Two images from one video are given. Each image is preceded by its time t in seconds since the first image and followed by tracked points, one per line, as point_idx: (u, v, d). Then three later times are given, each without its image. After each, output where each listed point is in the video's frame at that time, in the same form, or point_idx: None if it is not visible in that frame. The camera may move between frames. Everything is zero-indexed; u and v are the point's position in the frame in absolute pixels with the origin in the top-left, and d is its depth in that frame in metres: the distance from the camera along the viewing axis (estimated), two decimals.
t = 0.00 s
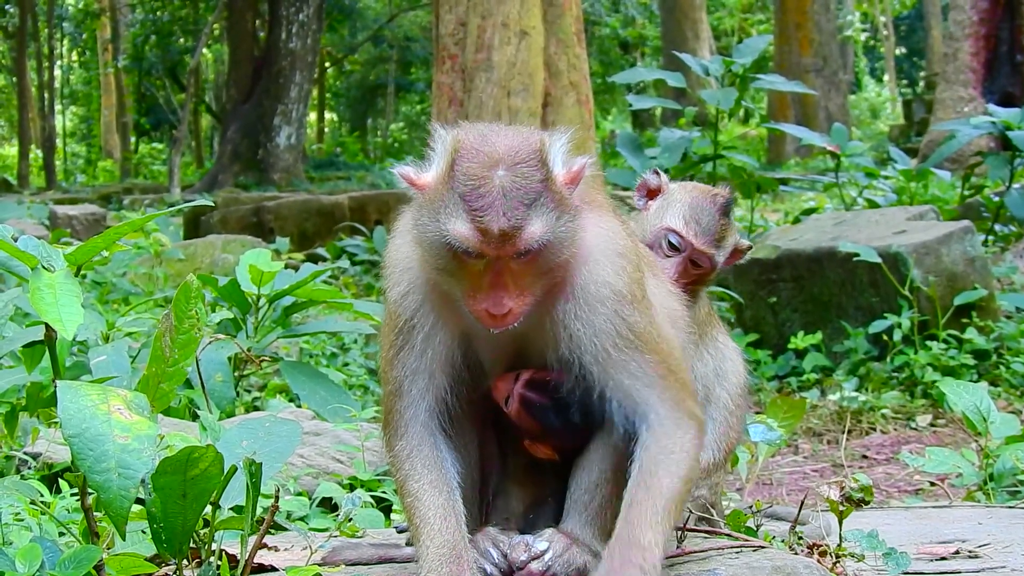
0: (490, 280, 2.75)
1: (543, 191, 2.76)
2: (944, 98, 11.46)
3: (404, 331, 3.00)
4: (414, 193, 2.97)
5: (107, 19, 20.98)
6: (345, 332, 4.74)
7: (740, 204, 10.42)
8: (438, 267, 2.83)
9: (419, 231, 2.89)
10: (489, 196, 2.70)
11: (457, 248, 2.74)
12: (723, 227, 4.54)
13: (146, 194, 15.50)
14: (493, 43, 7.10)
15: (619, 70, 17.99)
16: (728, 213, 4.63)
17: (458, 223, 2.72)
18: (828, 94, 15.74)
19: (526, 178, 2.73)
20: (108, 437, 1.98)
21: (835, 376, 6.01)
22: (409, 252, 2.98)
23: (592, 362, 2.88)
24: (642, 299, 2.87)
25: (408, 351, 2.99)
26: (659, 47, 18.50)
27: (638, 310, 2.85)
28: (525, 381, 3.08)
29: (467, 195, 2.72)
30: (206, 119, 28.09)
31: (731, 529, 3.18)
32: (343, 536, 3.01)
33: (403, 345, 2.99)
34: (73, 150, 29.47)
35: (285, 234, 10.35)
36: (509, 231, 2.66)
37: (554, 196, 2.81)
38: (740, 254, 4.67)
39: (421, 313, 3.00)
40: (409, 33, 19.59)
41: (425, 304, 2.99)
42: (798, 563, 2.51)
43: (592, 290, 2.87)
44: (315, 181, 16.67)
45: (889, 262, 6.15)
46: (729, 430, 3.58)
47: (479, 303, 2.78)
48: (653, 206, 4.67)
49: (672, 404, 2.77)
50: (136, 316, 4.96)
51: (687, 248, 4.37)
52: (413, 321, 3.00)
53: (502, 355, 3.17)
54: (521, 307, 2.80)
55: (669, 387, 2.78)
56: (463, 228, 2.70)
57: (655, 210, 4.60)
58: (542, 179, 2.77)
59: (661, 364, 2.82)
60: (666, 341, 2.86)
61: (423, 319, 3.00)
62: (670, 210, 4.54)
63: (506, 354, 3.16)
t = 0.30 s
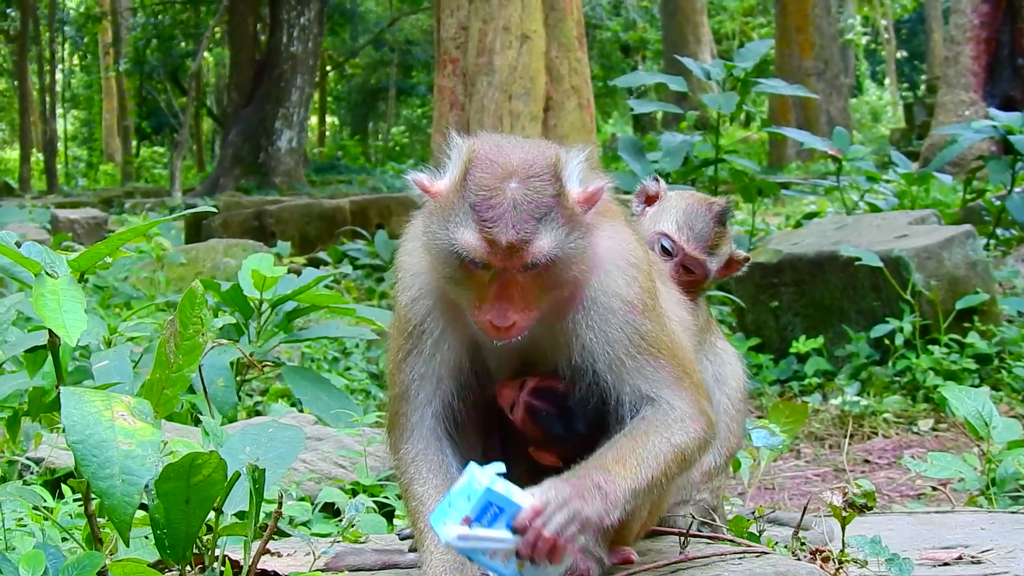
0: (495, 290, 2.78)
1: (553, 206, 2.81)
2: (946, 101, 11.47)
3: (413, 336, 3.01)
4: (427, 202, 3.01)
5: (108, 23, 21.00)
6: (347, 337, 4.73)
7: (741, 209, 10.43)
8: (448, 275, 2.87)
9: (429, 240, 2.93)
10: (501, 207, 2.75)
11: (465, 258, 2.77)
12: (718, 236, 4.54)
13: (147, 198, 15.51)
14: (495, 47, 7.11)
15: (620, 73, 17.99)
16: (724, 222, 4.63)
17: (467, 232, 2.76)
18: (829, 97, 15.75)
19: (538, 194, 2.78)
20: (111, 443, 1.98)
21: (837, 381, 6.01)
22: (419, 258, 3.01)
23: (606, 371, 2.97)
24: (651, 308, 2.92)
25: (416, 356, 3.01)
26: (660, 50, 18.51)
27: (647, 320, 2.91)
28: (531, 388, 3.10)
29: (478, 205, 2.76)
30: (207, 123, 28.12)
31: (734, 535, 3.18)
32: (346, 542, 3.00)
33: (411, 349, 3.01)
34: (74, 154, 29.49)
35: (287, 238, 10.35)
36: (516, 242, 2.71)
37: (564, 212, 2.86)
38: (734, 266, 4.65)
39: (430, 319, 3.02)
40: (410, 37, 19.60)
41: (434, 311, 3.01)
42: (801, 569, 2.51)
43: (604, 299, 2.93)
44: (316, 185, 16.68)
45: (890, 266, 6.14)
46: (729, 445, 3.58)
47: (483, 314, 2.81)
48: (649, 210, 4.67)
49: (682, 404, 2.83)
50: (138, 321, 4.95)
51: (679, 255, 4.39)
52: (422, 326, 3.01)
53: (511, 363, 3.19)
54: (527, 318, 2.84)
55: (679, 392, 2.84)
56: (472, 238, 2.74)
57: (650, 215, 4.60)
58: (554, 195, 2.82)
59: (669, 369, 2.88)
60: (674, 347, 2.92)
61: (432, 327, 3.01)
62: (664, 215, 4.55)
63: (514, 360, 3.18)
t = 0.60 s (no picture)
0: (499, 301, 2.80)
1: (560, 221, 2.86)
2: (950, 111, 11.47)
3: (420, 352, 3.03)
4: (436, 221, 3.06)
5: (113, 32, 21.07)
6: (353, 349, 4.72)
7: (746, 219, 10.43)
8: (454, 289, 2.90)
9: (436, 255, 2.97)
10: (507, 220, 2.80)
11: (471, 268, 2.82)
12: (721, 255, 4.52)
13: (152, 207, 15.53)
14: (500, 57, 7.13)
15: (624, 83, 18.01)
16: (728, 240, 4.60)
17: (472, 244, 2.81)
18: (834, 107, 15.76)
19: (544, 210, 2.84)
20: (119, 458, 1.99)
21: (842, 393, 5.99)
22: (426, 274, 3.03)
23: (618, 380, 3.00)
24: (658, 314, 2.96)
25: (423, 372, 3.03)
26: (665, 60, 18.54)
27: (654, 326, 2.94)
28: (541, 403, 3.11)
29: (485, 217, 2.81)
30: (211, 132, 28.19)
31: (740, 548, 3.17)
32: (353, 554, 3.01)
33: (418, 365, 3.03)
34: (79, 163, 29.53)
35: (292, 248, 10.36)
36: (519, 252, 2.75)
37: (572, 231, 2.91)
38: (738, 285, 4.65)
39: (439, 335, 3.02)
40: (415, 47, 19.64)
41: (442, 328, 3.01)
42: None
43: (611, 307, 2.97)
44: (321, 194, 16.71)
45: (895, 277, 6.14)
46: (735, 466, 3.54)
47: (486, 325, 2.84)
48: (653, 230, 4.65)
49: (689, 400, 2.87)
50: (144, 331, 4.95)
51: (682, 273, 4.38)
52: (432, 340, 3.02)
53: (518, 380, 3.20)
54: (533, 329, 2.86)
55: (683, 394, 2.87)
56: (478, 249, 2.79)
57: (653, 235, 4.58)
58: (563, 214, 2.88)
59: (675, 370, 2.92)
60: (681, 350, 2.96)
61: (441, 342, 3.02)
62: (668, 234, 4.52)
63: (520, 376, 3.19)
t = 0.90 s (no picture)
0: (499, 317, 2.83)
1: (560, 238, 2.89)
2: (953, 123, 11.48)
3: (421, 368, 3.03)
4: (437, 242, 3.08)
5: (116, 43, 21.18)
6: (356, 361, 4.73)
7: (749, 231, 10.47)
8: (456, 307, 2.92)
9: (437, 274, 2.99)
10: (506, 238, 2.83)
11: (469, 285, 2.85)
12: (721, 285, 4.54)
13: (156, 219, 15.56)
14: (503, 69, 7.15)
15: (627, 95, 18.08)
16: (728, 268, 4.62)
17: (471, 262, 2.84)
18: (836, 119, 15.82)
19: (545, 228, 2.87)
20: (120, 470, 1.99)
21: (844, 405, 5.99)
22: (426, 292, 3.05)
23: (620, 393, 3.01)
24: (659, 325, 2.98)
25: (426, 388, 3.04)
26: (668, 72, 18.59)
27: (656, 337, 2.97)
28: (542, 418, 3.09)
29: (484, 235, 2.84)
30: (215, 143, 28.29)
31: (742, 560, 3.16)
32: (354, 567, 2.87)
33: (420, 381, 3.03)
34: (82, 174, 29.61)
35: (295, 259, 10.38)
36: (517, 268, 2.79)
37: (572, 250, 2.93)
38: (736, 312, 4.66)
39: (441, 353, 3.02)
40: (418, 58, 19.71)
41: (444, 346, 3.02)
42: None
43: (612, 319, 2.98)
44: (324, 206, 16.76)
45: (898, 289, 6.14)
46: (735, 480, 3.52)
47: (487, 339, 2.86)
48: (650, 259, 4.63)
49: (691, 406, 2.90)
50: (146, 343, 4.96)
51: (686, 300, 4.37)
52: (435, 355, 3.02)
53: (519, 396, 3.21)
54: (532, 345, 2.88)
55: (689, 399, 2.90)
56: (478, 266, 2.82)
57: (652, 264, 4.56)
58: (563, 232, 2.90)
59: (676, 380, 2.95)
60: (682, 359, 2.99)
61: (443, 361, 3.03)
62: (669, 261, 4.51)
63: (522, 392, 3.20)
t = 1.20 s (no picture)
0: (494, 309, 2.83)
1: (558, 230, 2.90)
2: (953, 126, 11.46)
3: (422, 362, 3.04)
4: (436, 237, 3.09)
5: (116, 45, 21.21)
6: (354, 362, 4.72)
7: (750, 233, 10.47)
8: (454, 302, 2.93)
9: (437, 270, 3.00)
10: (503, 233, 2.83)
11: (467, 280, 2.85)
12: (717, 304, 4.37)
13: (156, 220, 15.55)
14: (503, 71, 7.15)
15: (628, 97, 18.10)
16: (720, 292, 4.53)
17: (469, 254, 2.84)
18: (837, 122, 15.83)
19: (542, 221, 2.87)
20: (118, 470, 1.99)
21: (844, 407, 5.98)
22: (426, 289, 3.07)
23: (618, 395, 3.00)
24: (658, 321, 2.99)
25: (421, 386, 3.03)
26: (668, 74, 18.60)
27: (656, 334, 2.97)
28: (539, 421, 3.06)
29: (480, 231, 2.84)
30: (215, 145, 28.29)
31: (740, 561, 3.15)
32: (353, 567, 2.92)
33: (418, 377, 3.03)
34: (82, 176, 29.64)
35: (295, 261, 10.38)
36: (513, 262, 2.79)
37: (569, 244, 2.94)
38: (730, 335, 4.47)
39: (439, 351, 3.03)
40: (419, 60, 19.73)
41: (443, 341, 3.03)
42: None
43: (612, 316, 2.99)
44: (324, 208, 16.76)
45: (897, 291, 6.13)
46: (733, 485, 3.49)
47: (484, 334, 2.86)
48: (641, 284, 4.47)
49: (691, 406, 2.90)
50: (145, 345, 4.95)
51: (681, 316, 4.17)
52: (434, 355, 3.03)
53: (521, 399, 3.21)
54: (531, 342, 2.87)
55: (690, 400, 2.90)
56: (473, 258, 2.83)
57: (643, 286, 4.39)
58: (560, 226, 2.90)
59: (677, 378, 2.95)
60: (682, 358, 2.99)
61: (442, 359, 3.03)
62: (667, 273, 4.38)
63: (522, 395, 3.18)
